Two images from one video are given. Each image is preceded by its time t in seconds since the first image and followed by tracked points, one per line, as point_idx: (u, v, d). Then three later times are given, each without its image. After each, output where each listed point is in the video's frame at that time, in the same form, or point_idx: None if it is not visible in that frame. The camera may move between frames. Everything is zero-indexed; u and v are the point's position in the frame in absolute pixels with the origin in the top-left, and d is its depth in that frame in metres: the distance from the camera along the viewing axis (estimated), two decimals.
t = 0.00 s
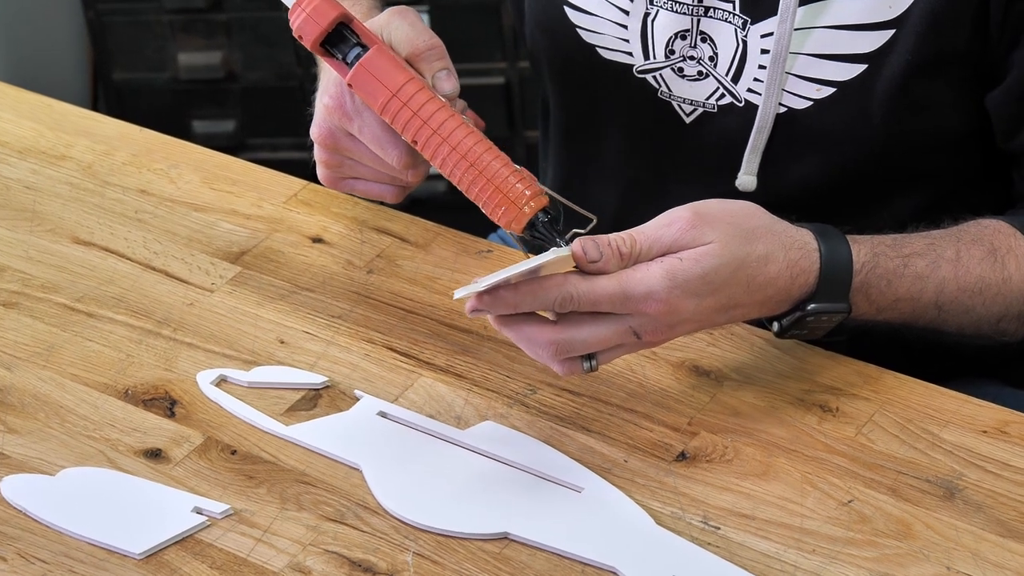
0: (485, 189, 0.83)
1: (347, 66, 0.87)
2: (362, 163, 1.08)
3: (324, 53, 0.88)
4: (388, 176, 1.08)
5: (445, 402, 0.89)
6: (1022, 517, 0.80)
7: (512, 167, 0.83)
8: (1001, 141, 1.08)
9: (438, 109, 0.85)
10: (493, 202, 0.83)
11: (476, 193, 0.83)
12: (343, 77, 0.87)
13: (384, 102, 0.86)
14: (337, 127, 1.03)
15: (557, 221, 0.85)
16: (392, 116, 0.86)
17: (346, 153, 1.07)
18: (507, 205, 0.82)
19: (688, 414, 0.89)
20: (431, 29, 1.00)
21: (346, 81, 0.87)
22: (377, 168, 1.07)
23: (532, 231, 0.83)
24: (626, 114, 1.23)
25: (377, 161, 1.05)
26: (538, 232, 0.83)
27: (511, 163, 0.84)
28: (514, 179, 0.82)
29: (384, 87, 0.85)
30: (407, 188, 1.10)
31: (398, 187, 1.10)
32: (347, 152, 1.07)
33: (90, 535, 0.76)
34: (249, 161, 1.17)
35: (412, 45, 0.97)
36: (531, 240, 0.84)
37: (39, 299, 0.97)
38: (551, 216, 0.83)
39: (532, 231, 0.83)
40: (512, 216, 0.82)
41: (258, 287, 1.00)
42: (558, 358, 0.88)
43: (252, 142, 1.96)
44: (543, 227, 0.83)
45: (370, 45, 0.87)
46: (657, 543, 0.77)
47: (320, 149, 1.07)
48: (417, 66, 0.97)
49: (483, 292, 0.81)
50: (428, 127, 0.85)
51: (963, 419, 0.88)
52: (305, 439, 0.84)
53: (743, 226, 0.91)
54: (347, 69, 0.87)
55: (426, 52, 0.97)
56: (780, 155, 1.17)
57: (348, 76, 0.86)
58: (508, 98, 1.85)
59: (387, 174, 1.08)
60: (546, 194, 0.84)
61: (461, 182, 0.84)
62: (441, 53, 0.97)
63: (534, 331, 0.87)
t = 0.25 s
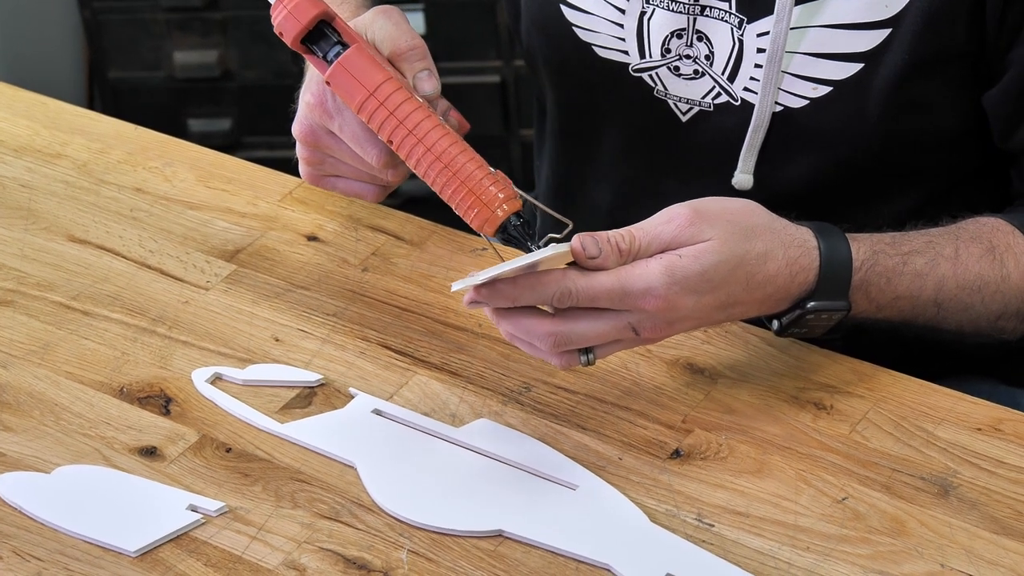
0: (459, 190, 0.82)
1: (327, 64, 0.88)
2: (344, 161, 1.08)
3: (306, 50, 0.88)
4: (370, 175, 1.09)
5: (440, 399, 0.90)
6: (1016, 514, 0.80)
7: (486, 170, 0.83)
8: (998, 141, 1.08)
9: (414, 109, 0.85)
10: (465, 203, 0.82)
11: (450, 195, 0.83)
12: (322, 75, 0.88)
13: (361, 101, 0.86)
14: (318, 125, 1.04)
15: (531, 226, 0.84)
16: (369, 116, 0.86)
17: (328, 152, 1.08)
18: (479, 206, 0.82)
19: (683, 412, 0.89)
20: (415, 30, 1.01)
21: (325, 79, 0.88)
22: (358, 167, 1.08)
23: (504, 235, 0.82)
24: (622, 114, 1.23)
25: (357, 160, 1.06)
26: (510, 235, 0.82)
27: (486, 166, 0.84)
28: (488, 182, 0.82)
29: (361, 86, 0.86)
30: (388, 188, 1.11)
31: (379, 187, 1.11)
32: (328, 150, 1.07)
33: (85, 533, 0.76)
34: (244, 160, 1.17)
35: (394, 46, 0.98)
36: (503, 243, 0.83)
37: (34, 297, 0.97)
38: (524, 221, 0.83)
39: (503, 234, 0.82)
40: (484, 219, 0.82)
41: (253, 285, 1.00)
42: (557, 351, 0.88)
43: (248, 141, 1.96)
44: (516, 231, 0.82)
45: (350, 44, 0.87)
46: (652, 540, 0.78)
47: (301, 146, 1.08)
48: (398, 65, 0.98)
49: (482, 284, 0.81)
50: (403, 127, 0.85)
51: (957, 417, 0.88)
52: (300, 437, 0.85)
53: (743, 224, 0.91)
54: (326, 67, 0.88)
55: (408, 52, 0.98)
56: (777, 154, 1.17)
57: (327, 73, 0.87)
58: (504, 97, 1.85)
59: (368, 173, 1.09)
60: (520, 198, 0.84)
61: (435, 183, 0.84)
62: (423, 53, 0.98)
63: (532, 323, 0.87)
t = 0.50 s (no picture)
0: (436, 182, 0.82)
1: (309, 54, 0.87)
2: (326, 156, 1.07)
3: (288, 40, 0.88)
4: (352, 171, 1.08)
5: (436, 398, 0.90)
6: (1012, 511, 0.80)
7: (464, 163, 0.83)
8: (996, 140, 1.08)
9: (394, 100, 0.85)
10: (442, 196, 0.82)
11: (427, 187, 0.83)
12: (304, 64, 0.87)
13: (342, 91, 0.85)
14: (300, 117, 1.03)
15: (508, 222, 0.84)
16: (348, 106, 0.86)
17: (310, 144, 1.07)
18: (456, 199, 0.82)
19: (679, 409, 0.89)
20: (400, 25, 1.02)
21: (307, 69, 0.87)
22: (340, 162, 1.06)
23: (480, 228, 0.83)
24: (620, 114, 1.23)
25: (339, 154, 1.05)
26: (487, 229, 0.82)
27: (465, 159, 0.84)
28: (466, 175, 0.82)
29: (342, 77, 0.85)
30: (371, 185, 1.10)
31: (362, 183, 1.10)
32: (311, 143, 1.06)
33: (82, 531, 0.77)
34: (241, 159, 1.17)
35: (378, 39, 0.99)
36: (481, 237, 0.84)
37: (32, 296, 0.97)
38: (502, 215, 0.83)
39: (480, 227, 0.83)
40: (461, 212, 0.82)
41: (250, 284, 1.00)
42: (555, 338, 0.89)
43: (247, 141, 1.97)
44: (492, 225, 0.82)
45: (333, 34, 0.86)
46: (648, 537, 0.78)
47: (284, 139, 1.07)
48: (382, 59, 0.98)
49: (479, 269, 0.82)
50: (383, 118, 0.84)
51: (952, 414, 0.88)
52: (297, 436, 0.85)
53: (740, 215, 0.91)
54: (308, 56, 0.87)
55: (392, 45, 0.98)
56: (775, 153, 1.17)
57: (309, 63, 0.86)
58: (502, 97, 1.85)
59: (350, 169, 1.08)
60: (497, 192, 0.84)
61: (413, 175, 0.84)
62: (407, 47, 0.99)
63: (530, 310, 0.87)
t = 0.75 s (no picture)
0: (405, 178, 0.82)
1: (285, 47, 0.87)
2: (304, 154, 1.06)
3: (266, 34, 0.88)
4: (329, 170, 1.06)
5: (434, 398, 0.90)
6: (1009, 510, 0.80)
7: (435, 160, 0.82)
8: (996, 140, 1.08)
9: (367, 96, 0.84)
10: (411, 191, 0.82)
11: (396, 182, 0.83)
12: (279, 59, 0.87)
13: (314, 85, 0.85)
14: (280, 115, 1.01)
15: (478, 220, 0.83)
16: (320, 101, 0.85)
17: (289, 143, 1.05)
18: (425, 195, 0.81)
19: (677, 409, 0.89)
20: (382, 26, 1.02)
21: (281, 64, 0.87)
22: (319, 161, 1.05)
23: (448, 224, 0.82)
24: (620, 116, 1.23)
25: (317, 152, 1.03)
26: (455, 225, 0.82)
27: (436, 156, 0.83)
28: (435, 172, 0.81)
29: (315, 71, 0.85)
30: (349, 185, 1.09)
31: (340, 182, 1.08)
32: (290, 142, 1.04)
33: (82, 531, 0.77)
34: (240, 161, 1.18)
35: (357, 37, 0.99)
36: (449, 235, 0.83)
37: (32, 298, 0.98)
38: (471, 212, 0.82)
39: (448, 224, 0.82)
40: (428, 208, 0.81)
41: (249, 285, 1.00)
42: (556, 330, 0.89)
43: (246, 143, 1.97)
44: (461, 223, 0.82)
45: (309, 29, 0.86)
46: (646, 536, 0.78)
47: (262, 136, 1.05)
48: (362, 57, 0.98)
49: (481, 259, 0.83)
50: (354, 113, 0.84)
51: (949, 413, 0.88)
52: (295, 436, 0.85)
53: (741, 208, 0.91)
54: (284, 50, 0.87)
55: (371, 44, 0.99)
56: (775, 153, 1.17)
57: (283, 57, 0.86)
58: (501, 98, 1.85)
59: (329, 168, 1.06)
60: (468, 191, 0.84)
61: (383, 171, 0.83)
62: (386, 47, 0.99)
63: (531, 301, 0.87)
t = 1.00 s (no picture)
0: (393, 175, 0.82)
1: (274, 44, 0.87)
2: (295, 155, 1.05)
3: (255, 32, 0.88)
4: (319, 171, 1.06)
5: (433, 401, 0.90)
6: (1008, 511, 0.81)
7: (423, 158, 0.82)
8: (996, 142, 1.08)
9: (355, 93, 0.84)
10: (399, 189, 0.82)
11: (384, 180, 0.83)
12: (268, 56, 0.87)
13: (303, 82, 0.85)
14: (270, 115, 1.02)
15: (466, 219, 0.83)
16: (309, 98, 0.85)
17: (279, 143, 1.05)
18: (412, 192, 0.81)
19: (676, 411, 0.89)
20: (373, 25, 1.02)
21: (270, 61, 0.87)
22: (309, 162, 1.04)
23: (435, 222, 0.82)
24: (620, 119, 1.23)
25: (307, 153, 1.03)
26: (442, 223, 0.82)
27: (424, 154, 0.83)
28: (422, 169, 0.81)
29: (303, 67, 0.85)
30: (339, 187, 1.08)
31: (330, 184, 1.07)
32: (280, 142, 1.04)
33: (82, 535, 0.77)
34: (239, 164, 1.18)
35: (347, 37, 0.99)
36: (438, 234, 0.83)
37: (31, 302, 0.98)
38: (458, 210, 0.82)
39: (435, 221, 0.82)
40: (415, 206, 0.81)
41: (248, 289, 1.00)
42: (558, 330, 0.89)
43: (245, 147, 1.97)
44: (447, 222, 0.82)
45: (298, 26, 0.87)
46: (645, 539, 0.78)
47: (252, 136, 1.05)
48: (352, 56, 0.98)
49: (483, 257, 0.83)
50: (342, 110, 0.84)
51: (948, 415, 0.88)
52: (295, 439, 0.85)
53: (742, 208, 0.92)
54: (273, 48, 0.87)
55: (362, 43, 0.98)
56: (776, 156, 1.17)
57: (272, 54, 0.86)
58: (499, 101, 1.86)
59: (319, 170, 1.05)
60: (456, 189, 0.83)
61: (371, 168, 0.83)
62: (377, 46, 0.99)
63: (533, 300, 0.88)
